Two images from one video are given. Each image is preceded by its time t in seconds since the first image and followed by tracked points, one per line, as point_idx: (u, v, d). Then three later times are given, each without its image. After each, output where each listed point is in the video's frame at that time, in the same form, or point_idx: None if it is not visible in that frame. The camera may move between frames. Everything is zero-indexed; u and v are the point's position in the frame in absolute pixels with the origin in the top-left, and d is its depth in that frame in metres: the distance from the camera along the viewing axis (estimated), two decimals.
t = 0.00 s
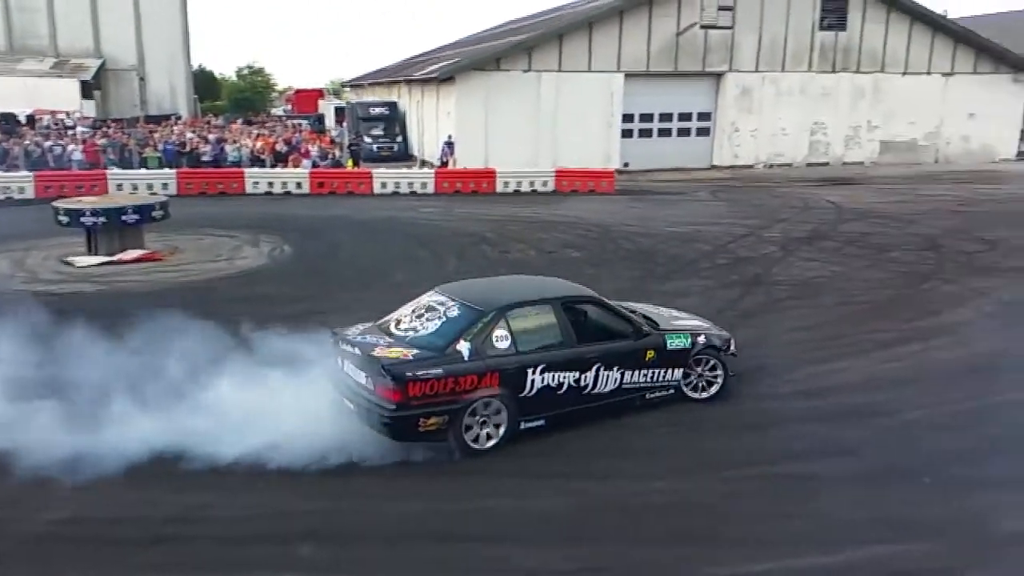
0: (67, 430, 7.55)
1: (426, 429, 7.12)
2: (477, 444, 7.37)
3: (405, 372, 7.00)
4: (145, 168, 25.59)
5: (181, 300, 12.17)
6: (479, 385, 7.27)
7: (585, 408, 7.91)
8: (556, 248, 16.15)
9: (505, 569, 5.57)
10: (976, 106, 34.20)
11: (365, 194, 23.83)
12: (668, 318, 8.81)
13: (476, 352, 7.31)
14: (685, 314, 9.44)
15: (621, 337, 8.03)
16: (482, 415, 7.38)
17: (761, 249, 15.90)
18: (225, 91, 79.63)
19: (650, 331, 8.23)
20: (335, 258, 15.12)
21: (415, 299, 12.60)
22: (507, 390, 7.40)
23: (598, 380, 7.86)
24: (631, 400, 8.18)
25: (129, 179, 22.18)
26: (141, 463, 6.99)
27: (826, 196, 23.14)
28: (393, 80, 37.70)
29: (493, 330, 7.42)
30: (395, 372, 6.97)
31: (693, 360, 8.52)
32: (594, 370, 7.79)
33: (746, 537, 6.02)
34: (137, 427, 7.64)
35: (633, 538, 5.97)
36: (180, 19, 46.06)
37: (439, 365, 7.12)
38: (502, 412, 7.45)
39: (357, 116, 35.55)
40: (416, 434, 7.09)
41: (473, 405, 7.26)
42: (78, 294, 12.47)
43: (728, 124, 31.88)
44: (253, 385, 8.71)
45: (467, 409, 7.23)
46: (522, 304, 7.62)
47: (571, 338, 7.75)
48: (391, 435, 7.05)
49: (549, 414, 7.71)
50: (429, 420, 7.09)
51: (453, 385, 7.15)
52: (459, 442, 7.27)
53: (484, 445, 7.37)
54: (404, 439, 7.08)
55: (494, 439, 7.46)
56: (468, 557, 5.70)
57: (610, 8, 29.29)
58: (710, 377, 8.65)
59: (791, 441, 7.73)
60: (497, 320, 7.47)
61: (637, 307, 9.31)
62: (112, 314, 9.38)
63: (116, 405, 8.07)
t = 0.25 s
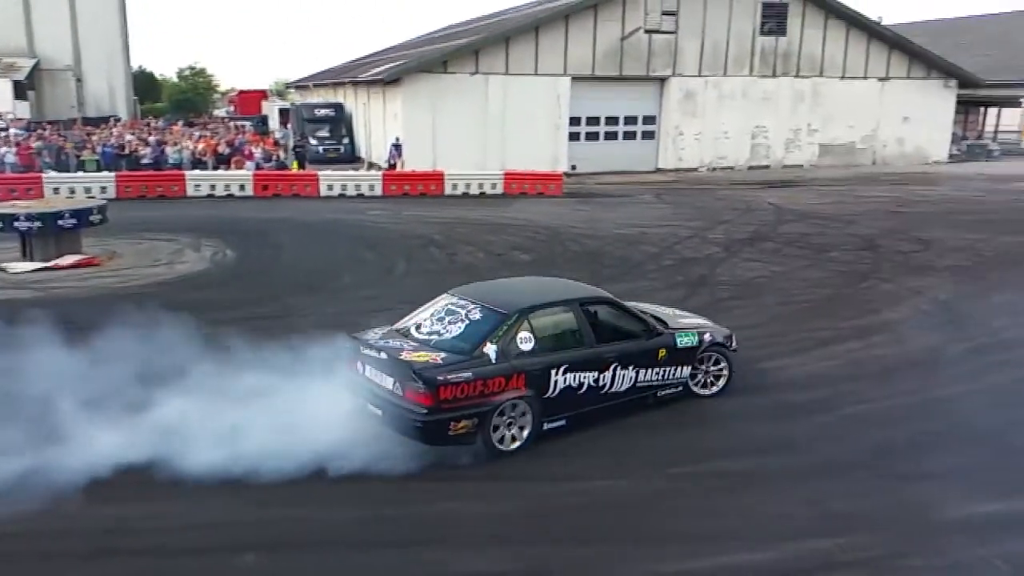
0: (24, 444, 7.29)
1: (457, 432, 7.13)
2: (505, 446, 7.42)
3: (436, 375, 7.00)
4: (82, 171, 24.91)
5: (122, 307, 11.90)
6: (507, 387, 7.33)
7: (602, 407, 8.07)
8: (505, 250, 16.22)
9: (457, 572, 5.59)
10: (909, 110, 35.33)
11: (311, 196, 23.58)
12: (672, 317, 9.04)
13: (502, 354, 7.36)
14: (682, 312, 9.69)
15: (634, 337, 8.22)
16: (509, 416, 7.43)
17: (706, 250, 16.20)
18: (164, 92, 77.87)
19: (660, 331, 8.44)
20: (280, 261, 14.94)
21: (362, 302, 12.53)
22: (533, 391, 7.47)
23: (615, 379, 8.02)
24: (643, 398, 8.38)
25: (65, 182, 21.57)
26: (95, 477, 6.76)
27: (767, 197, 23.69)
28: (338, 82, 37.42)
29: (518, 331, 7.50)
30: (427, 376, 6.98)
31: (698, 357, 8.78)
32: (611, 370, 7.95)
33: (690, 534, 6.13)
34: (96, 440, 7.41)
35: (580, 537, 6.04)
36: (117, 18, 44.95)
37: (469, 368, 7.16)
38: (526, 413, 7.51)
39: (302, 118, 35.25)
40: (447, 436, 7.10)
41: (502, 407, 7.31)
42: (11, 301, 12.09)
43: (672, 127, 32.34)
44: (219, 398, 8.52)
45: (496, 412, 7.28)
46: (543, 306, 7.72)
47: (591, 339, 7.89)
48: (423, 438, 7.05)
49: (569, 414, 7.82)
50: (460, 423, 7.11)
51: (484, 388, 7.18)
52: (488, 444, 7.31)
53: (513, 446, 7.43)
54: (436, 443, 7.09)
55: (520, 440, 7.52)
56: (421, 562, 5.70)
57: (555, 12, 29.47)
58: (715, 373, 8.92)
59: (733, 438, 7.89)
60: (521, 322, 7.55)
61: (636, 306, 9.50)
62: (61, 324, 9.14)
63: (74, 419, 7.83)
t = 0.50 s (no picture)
0: None
1: (483, 432, 7.29)
2: (527, 444, 7.61)
3: (462, 377, 7.16)
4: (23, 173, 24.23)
5: (66, 313, 11.59)
6: (529, 387, 7.52)
7: (616, 404, 8.31)
8: (460, 253, 16.22)
9: None
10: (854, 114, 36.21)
11: (262, 199, 23.27)
12: (675, 316, 9.32)
13: (524, 354, 7.55)
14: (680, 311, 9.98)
15: (644, 336, 8.49)
16: (530, 415, 7.63)
17: (658, 253, 16.42)
18: (110, 93, 76.06)
19: (667, 330, 8.71)
20: (230, 265, 14.72)
21: (314, 306, 12.40)
22: (552, 390, 7.68)
23: (627, 377, 8.27)
24: (651, 395, 8.64)
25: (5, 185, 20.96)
26: (71, 486, 6.64)
27: (717, 200, 24.08)
28: (289, 83, 36.96)
29: (537, 332, 7.70)
30: (453, 377, 7.15)
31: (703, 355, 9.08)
32: (623, 368, 8.21)
33: (646, 532, 6.22)
34: (68, 449, 7.27)
35: (539, 539, 6.08)
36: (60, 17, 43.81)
37: (493, 368, 7.33)
38: (546, 412, 7.72)
39: (252, 120, 34.70)
40: (473, 437, 7.26)
41: (525, 406, 7.50)
42: None
43: (624, 131, 32.65)
44: (192, 403, 8.40)
45: (518, 411, 7.46)
46: (560, 307, 7.93)
47: (604, 338, 8.13)
48: (450, 439, 7.20)
49: (585, 412, 8.04)
50: (485, 422, 7.27)
51: (507, 388, 7.37)
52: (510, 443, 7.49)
53: (534, 444, 7.63)
54: (462, 443, 7.24)
55: (540, 438, 7.71)
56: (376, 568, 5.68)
57: (508, 16, 29.52)
58: (718, 369, 9.24)
59: (687, 437, 8.02)
60: (541, 322, 7.74)
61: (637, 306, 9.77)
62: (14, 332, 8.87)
63: (42, 428, 7.66)
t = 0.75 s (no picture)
0: None
1: (513, 428, 7.45)
2: (553, 439, 7.82)
3: (494, 374, 7.32)
4: None
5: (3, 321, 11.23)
6: (554, 383, 7.74)
7: (630, 399, 8.59)
8: (410, 256, 16.18)
9: None
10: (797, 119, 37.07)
11: (206, 203, 22.88)
12: (675, 314, 9.67)
13: (549, 352, 7.77)
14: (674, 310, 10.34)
15: (653, 333, 8.81)
16: (555, 411, 7.84)
17: (607, 255, 16.60)
18: (48, 94, 73.90)
19: (673, 327, 9.06)
20: (173, 270, 14.44)
21: (261, 312, 12.24)
22: (575, 386, 7.92)
23: (641, 373, 8.58)
24: (661, 390, 8.96)
25: None
26: (45, 496, 6.49)
27: (665, 203, 24.45)
28: (235, 85, 36.38)
29: (559, 330, 7.93)
30: (486, 375, 7.30)
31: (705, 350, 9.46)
32: (637, 364, 8.50)
33: (598, 533, 6.30)
34: (43, 457, 7.14)
35: (489, 542, 6.11)
36: None
37: (522, 365, 7.51)
38: (569, 408, 7.94)
39: (196, 122, 33.99)
40: (505, 433, 7.42)
41: (551, 402, 7.71)
42: None
43: (574, 134, 32.96)
44: (166, 409, 8.31)
45: (545, 407, 7.66)
46: (578, 305, 8.18)
47: (619, 335, 8.43)
48: (483, 436, 7.34)
49: (604, 407, 8.30)
50: (516, 419, 7.44)
51: (535, 384, 7.57)
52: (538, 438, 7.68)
53: (560, 439, 7.84)
54: (495, 440, 7.39)
55: (564, 434, 7.93)
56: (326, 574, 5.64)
57: (457, 19, 29.51)
58: (719, 364, 9.63)
59: (635, 438, 8.13)
60: (562, 321, 7.98)
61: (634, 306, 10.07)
62: None
63: (14, 437, 7.50)
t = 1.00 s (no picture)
0: None
1: (537, 423, 7.70)
2: (572, 433, 8.10)
3: (519, 372, 7.55)
4: None
5: None
6: (573, 380, 8.02)
7: (638, 395, 8.92)
8: (366, 260, 16.07)
9: None
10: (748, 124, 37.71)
11: (156, 207, 22.43)
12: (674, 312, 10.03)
13: (568, 349, 8.04)
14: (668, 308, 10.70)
15: (657, 331, 9.16)
16: (574, 406, 8.12)
17: (563, 258, 16.70)
18: None
19: (676, 325, 9.42)
20: (121, 276, 14.12)
21: (213, 317, 12.04)
22: (590, 383, 8.20)
23: (647, 369, 8.92)
24: (664, 385, 9.31)
25: None
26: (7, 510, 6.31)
27: (620, 207, 24.68)
28: (184, 86, 35.73)
29: (575, 328, 8.20)
30: (511, 373, 7.52)
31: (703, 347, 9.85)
32: (644, 362, 8.84)
33: (558, 534, 6.34)
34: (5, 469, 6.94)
35: (446, 546, 6.10)
36: None
37: (544, 363, 7.77)
38: (586, 404, 8.22)
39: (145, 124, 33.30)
40: (529, 429, 7.66)
41: (571, 398, 7.99)
42: None
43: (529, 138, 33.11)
44: (132, 417, 8.14)
45: (565, 403, 7.93)
46: (590, 305, 8.46)
47: (627, 333, 8.75)
48: (508, 432, 7.57)
49: (615, 403, 8.61)
50: (540, 414, 7.69)
51: (556, 381, 7.83)
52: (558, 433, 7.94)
53: (578, 433, 8.13)
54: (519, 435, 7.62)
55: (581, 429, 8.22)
56: None
57: (411, 22, 29.37)
58: (716, 360, 10.03)
59: (591, 439, 8.19)
60: (577, 320, 8.26)
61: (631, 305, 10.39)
62: None
63: None
